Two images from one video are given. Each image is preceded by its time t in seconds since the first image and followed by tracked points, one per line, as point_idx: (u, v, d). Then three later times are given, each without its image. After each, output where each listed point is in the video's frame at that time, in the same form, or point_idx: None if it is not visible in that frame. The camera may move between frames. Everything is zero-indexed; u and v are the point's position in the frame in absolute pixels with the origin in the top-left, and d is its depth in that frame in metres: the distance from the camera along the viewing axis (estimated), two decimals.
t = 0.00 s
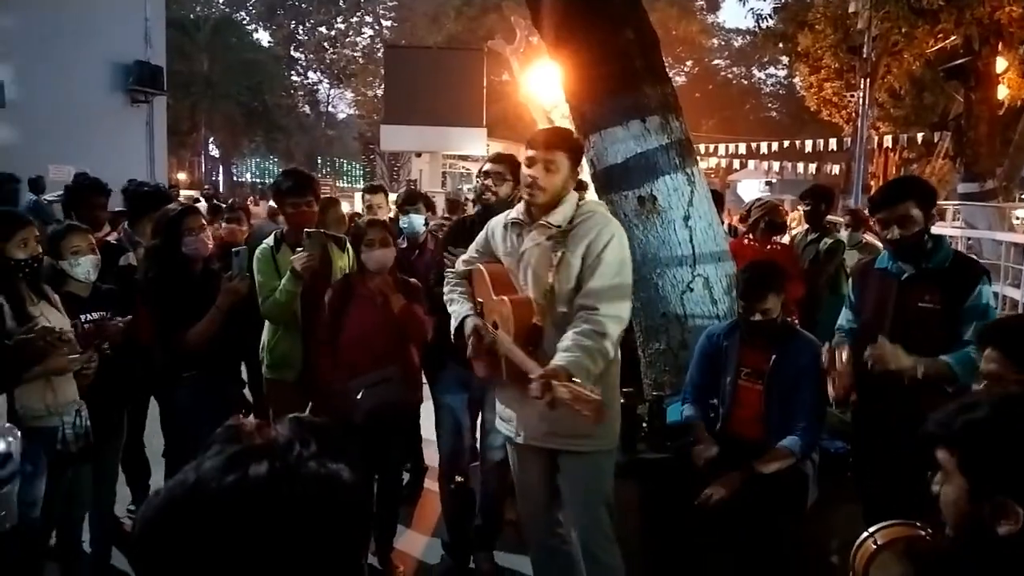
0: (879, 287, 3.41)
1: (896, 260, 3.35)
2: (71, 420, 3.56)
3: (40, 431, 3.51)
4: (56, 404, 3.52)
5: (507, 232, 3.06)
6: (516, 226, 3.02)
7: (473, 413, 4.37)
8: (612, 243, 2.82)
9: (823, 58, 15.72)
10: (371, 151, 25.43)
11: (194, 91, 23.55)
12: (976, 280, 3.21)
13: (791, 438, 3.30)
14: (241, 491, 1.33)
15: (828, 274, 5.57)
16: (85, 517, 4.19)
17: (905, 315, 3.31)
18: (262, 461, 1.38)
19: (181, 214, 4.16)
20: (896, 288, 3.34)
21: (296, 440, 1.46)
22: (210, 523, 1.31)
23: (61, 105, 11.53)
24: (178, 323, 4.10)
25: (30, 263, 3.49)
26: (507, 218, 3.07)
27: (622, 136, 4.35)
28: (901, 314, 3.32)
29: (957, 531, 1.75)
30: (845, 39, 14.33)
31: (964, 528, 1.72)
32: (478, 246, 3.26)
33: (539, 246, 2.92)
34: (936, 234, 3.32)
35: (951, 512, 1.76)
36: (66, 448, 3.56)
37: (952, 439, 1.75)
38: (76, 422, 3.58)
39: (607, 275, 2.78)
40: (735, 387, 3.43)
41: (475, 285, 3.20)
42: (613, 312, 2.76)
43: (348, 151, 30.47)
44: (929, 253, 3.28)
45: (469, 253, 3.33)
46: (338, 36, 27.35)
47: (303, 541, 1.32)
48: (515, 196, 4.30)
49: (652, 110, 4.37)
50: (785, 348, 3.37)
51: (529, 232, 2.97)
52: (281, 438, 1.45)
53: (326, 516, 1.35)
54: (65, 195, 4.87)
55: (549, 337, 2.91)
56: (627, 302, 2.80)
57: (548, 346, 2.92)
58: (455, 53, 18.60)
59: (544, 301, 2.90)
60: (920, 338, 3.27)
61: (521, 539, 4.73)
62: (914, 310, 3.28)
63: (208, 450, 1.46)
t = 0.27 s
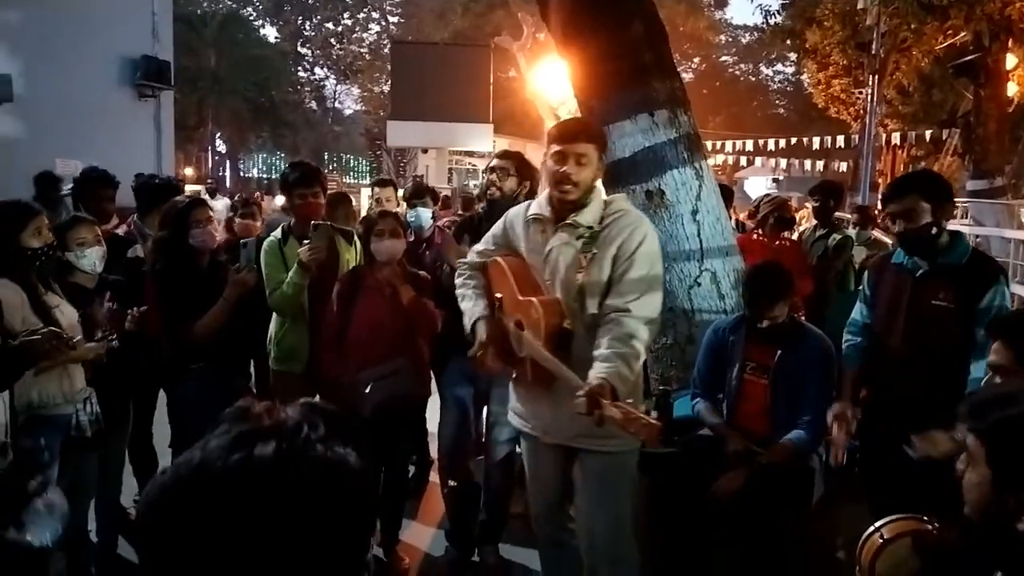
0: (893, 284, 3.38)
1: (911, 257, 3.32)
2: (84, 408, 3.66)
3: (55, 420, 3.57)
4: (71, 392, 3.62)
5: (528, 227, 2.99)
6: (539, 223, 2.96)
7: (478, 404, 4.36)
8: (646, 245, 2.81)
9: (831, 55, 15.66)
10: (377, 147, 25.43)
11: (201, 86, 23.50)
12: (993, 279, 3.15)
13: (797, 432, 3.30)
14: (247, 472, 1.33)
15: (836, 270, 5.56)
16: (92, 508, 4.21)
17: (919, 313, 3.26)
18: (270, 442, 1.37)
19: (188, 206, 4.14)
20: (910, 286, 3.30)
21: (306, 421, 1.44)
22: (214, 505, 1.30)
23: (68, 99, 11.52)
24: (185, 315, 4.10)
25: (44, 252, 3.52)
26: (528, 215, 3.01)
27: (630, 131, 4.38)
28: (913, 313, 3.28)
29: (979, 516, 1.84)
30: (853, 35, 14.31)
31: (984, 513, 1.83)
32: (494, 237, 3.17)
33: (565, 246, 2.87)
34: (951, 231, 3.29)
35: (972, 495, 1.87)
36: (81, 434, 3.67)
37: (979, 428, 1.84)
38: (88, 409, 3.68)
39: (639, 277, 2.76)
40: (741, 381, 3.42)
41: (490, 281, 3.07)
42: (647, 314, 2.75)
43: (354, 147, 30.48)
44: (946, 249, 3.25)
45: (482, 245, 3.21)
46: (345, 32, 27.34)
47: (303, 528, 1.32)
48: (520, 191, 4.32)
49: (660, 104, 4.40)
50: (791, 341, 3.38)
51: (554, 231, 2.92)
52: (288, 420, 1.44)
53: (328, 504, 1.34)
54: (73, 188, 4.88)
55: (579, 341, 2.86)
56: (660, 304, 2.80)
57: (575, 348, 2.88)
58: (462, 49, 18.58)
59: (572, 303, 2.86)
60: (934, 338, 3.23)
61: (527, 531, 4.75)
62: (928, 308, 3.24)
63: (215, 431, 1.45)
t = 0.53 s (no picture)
0: (919, 268, 3.37)
1: (937, 241, 3.30)
2: (96, 385, 3.70)
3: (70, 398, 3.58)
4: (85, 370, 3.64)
5: (562, 207, 2.95)
6: (573, 202, 2.91)
7: (487, 386, 4.36)
8: (684, 232, 2.77)
9: (842, 38, 15.55)
10: (384, 131, 25.39)
11: (208, 70, 23.36)
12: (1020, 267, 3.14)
13: (806, 412, 3.28)
14: (238, 420, 1.26)
15: (845, 253, 5.55)
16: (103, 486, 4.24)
17: (942, 299, 3.24)
18: (264, 390, 1.31)
19: (196, 185, 4.16)
20: (934, 272, 3.29)
21: (305, 374, 1.38)
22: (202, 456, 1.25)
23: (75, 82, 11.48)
24: (193, 296, 4.15)
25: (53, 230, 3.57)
26: (562, 192, 2.96)
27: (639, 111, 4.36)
28: (935, 298, 3.27)
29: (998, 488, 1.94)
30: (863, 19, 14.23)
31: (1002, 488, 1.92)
32: (527, 215, 3.14)
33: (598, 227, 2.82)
34: (981, 215, 3.26)
35: (993, 467, 1.97)
36: (95, 412, 3.68)
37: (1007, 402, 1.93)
38: (100, 388, 3.72)
39: (674, 263, 2.73)
40: (749, 361, 3.41)
41: (522, 259, 3.05)
42: (682, 304, 2.71)
43: (361, 131, 30.39)
44: (976, 234, 3.22)
45: (516, 224, 3.21)
46: (351, 16, 27.22)
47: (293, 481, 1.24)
48: (531, 169, 4.28)
49: (670, 85, 4.39)
50: (801, 322, 3.37)
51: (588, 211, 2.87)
52: (286, 371, 1.37)
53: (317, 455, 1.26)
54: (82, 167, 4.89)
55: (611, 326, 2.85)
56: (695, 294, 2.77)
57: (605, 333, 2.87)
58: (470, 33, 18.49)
59: (604, 288, 2.82)
60: (958, 322, 3.18)
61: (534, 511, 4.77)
62: (951, 293, 3.21)
63: (216, 384, 1.41)
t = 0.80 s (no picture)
0: (934, 257, 3.21)
1: (955, 229, 3.17)
2: (90, 379, 3.65)
3: (66, 393, 3.55)
4: (80, 364, 3.61)
5: (574, 198, 2.94)
6: (582, 193, 2.88)
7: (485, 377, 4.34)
8: (671, 229, 2.55)
9: (834, 27, 15.53)
10: (377, 125, 25.30)
11: (199, 65, 23.15)
12: None
13: (803, 399, 3.31)
14: (239, 384, 1.36)
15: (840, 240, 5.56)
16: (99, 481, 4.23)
17: (959, 290, 3.02)
18: (263, 356, 1.41)
19: (190, 178, 4.13)
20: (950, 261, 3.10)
21: (306, 347, 1.48)
22: (205, 419, 1.35)
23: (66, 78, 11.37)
24: (187, 289, 4.13)
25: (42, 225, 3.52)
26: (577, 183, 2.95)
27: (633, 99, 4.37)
28: (950, 290, 3.05)
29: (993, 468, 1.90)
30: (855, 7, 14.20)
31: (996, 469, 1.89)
32: (553, 211, 3.21)
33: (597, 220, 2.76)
34: (1002, 206, 3.14)
35: (991, 446, 1.91)
36: (90, 407, 3.64)
37: (1001, 380, 1.90)
38: (94, 381, 3.66)
39: (654, 264, 2.55)
40: (744, 349, 3.42)
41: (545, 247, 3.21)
42: (662, 307, 2.53)
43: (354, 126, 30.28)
44: (996, 224, 3.09)
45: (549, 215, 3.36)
46: (343, 9, 27.09)
47: (289, 441, 1.32)
48: (529, 162, 4.19)
49: (662, 74, 4.40)
50: (796, 309, 3.38)
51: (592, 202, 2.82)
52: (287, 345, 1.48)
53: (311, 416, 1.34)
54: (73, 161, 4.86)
55: (596, 324, 2.84)
56: (682, 297, 2.55)
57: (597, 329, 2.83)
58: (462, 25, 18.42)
59: (598, 283, 2.78)
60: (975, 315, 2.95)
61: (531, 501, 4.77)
62: (966, 286, 2.98)
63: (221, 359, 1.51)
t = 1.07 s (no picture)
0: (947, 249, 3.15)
1: (972, 220, 3.08)
2: (88, 375, 3.66)
3: (60, 387, 3.58)
4: (75, 359, 3.62)
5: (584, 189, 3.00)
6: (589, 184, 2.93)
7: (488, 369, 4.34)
8: (640, 220, 2.56)
9: (835, 19, 15.57)
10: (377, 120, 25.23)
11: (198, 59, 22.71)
12: None
13: (803, 390, 3.33)
14: (259, 363, 1.48)
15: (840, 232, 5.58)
16: (104, 476, 4.25)
17: (972, 281, 3.01)
18: (280, 339, 1.54)
19: (191, 171, 4.12)
20: (965, 253, 3.06)
21: (320, 332, 1.61)
22: (221, 394, 1.46)
23: (67, 71, 11.30)
24: (190, 281, 4.18)
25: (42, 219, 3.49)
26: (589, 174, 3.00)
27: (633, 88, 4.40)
28: (963, 282, 3.04)
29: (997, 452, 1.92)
30: None
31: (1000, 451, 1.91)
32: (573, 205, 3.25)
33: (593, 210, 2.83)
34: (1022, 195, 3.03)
35: (991, 429, 1.94)
36: (87, 403, 3.66)
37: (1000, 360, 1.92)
38: (92, 377, 3.68)
39: (625, 251, 2.57)
40: (745, 339, 3.42)
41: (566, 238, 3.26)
42: (623, 298, 2.54)
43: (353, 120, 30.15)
44: (1017, 215, 2.99)
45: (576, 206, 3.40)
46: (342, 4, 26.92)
47: (307, 416, 1.44)
48: (531, 151, 4.22)
49: (663, 64, 4.40)
50: (797, 298, 3.39)
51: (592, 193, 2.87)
52: (303, 330, 1.61)
53: (327, 393, 1.47)
54: (72, 154, 4.84)
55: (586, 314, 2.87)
56: (646, 289, 2.54)
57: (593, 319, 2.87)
58: (461, 18, 18.36)
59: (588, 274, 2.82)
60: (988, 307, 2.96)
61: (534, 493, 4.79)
62: (979, 278, 2.98)
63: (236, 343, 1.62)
